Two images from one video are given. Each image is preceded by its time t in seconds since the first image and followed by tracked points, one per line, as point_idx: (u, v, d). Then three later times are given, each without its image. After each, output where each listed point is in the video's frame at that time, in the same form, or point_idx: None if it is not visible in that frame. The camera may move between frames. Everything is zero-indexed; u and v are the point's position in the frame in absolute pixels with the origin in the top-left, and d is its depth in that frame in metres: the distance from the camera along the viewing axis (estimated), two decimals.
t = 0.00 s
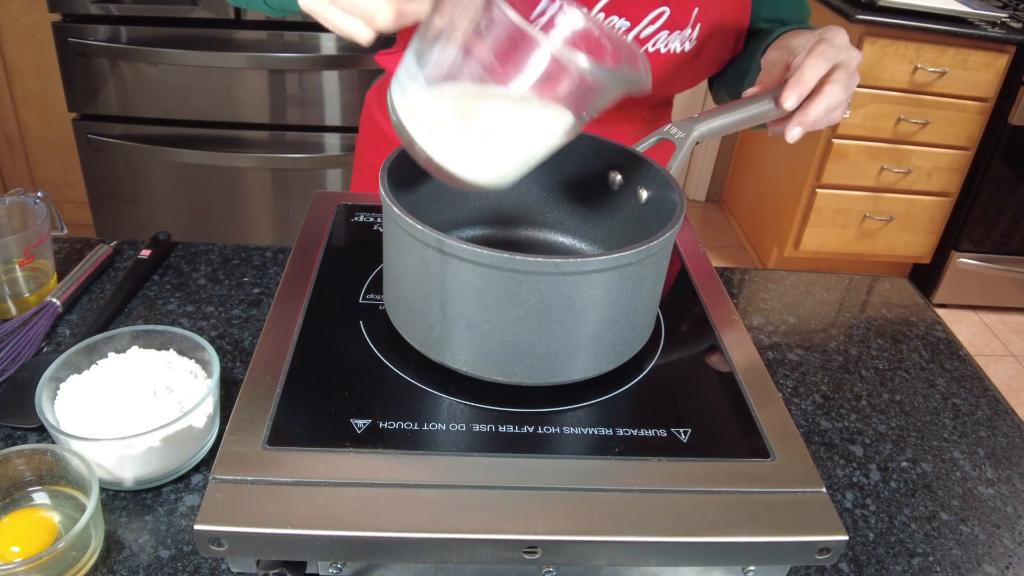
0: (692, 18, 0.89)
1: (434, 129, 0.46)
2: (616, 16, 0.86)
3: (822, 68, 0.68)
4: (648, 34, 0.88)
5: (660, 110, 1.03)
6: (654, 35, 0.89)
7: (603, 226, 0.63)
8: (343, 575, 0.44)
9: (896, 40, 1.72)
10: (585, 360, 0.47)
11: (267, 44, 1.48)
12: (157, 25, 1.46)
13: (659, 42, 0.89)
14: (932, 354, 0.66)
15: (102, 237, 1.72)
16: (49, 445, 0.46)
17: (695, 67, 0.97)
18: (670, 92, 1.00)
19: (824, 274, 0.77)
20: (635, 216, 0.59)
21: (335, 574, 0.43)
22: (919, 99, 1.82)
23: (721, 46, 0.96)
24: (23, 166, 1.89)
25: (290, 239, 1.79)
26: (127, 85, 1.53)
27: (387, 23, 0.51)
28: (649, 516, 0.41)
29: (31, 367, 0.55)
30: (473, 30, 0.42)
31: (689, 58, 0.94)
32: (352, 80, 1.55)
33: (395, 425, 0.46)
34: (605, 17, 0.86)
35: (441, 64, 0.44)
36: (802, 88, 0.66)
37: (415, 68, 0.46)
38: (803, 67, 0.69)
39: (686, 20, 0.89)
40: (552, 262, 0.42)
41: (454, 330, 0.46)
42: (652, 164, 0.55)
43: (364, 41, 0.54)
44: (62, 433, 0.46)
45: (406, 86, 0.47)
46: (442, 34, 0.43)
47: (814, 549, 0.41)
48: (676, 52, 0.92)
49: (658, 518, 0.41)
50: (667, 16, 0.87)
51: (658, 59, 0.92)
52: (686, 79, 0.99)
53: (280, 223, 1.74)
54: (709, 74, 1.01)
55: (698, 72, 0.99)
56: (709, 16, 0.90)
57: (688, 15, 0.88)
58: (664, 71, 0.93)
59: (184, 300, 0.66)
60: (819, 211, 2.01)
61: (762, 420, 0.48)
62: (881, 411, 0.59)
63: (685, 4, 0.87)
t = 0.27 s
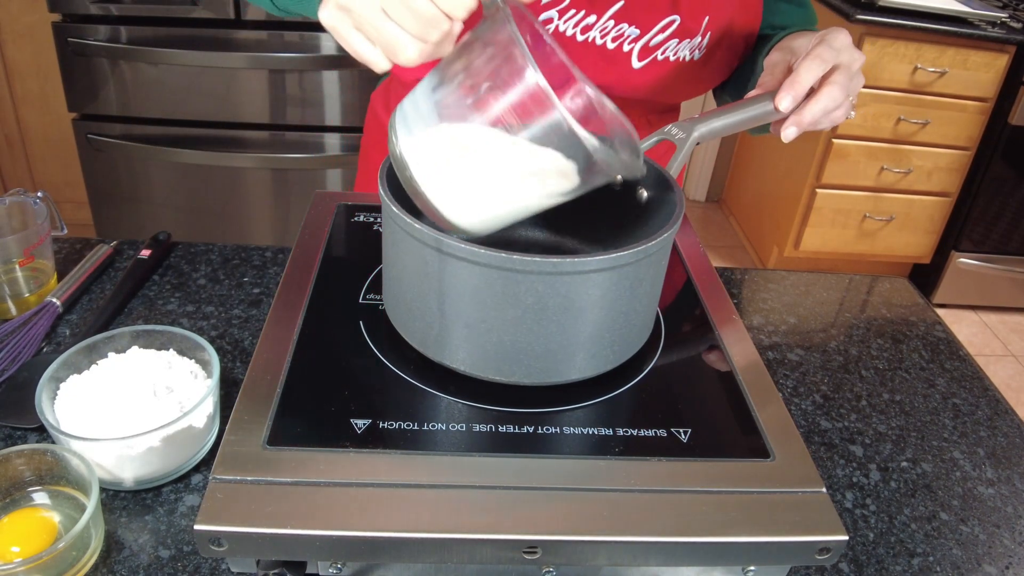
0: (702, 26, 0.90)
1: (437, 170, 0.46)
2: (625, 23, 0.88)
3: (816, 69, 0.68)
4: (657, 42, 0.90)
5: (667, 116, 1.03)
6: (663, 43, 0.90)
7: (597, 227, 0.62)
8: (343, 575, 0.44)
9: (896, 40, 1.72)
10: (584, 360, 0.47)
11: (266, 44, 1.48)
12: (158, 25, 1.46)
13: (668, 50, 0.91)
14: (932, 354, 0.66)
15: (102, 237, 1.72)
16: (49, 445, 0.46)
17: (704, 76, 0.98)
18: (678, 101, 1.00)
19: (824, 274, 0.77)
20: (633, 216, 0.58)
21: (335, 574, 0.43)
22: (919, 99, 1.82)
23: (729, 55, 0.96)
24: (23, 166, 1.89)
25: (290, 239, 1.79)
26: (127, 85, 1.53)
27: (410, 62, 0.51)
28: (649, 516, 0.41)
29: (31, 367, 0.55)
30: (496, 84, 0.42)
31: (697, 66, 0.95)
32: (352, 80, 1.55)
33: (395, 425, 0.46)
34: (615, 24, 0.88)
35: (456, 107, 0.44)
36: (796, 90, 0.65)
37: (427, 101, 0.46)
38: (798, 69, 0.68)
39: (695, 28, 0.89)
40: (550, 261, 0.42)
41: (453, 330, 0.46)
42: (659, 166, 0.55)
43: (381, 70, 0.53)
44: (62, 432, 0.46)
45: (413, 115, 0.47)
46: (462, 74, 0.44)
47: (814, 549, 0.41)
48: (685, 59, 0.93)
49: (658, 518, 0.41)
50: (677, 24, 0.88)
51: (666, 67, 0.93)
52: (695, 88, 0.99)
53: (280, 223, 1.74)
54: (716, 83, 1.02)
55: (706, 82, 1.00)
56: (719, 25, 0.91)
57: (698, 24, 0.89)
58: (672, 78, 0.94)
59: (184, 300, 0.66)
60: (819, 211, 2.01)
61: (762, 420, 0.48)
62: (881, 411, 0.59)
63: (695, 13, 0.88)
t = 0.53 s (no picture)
0: (706, 31, 0.90)
1: (450, 187, 0.44)
2: (629, 28, 0.89)
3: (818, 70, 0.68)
4: (660, 46, 0.90)
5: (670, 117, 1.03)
6: (667, 47, 0.90)
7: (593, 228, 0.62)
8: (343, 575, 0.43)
9: (896, 40, 1.72)
10: (583, 360, 0.47)
11: (266, 43, 1.47)
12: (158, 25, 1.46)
13: (672, 54, 0.91)
14: (932, 354, 0.66)
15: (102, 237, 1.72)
16: (49, 445, 0.46)
17: (708, 78, 0.98)
18: (682, 103, 1.00)
19: (824, 274, 0.77)
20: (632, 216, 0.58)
21: (335, 574, 0.43)
22: (919, 99, 1.82)
23: (733, 59, 0.96)
24: (23, 166, 1.89)
25: (291, 239, 1.79)
26: (127, 85, 1.53)
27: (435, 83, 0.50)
28: (649, 516, 0.41)
29: (31, 367, 0.55)
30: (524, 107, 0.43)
31: (701, 70, 0.95)
32: (352, 80, 1.55)
33: (395, 425, 0.46)
34: (619, 28, 0.89)
35: (475, 126, 0.43)
36: (797, 90, 0.65)
37: (442, 119, 0.45)
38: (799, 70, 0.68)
39: (700, 33, 0.90)
40: (549, 261, 0.42)
41: (453, 330, 0.46)
42: (646, 160, 0.56)
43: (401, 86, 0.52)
44: (62, 433, 0.46)
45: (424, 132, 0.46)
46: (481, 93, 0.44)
47: (814, 549, 0.41)
48: (688, 64, 0.93)
49: (659, 518, 0.41)
50: (682, 29, 0.89)
51: (670, 71, 0.93)
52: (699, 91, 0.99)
53: (280, 223, 1.74)
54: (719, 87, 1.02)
55: (710, 85, 1.00)
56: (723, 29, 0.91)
57: (702, 28, 0.89)
58: (675, 82, 0.94)
59: (184, 300, 0.66)
60: (819, 211, 2.01)
61: (762, 420, 0.48)
62: (881, 411, 0.59)
63: (700, 17, 0.88)
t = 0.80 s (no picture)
0: (708, 32, 0.89)
1: (457, 184, 0.44)
2: (631, 28, 0.89)
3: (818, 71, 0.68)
4: (663, 47, 0.90)
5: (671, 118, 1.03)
6: (669, 48, 0.90)
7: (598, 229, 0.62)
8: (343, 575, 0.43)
9: (896, 40, 1.72)
10: (583, 360, 0.47)
11: (266, 43, 1.47)
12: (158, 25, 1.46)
13: (673, 55, 0.91)
14: (932, 354, 0.66)
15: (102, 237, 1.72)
16: (49, 445, 0.46)
17: (709, 79, 0.98)
18: (683, 105, 1.00)
19: (824, 274, 0.77)
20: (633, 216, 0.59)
21: (335, 574, 0.43)
22: (919, 99, 1.82)
23: (735, 60, 0.96)
24: (23, 166, 1.89)
25: (291, 239, 1.79)
26: (127, 85, 1.53)
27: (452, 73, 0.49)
28: (649, 516, 0.41)
29: (31, 367, 0.55)
30: (545, 110, 0.45)
31: (703, 71, 0.95)
32: (352, 80, 1.55)
33: (395, 425, 0.46)
34: (620, 28, 0.89)
35: (488, 126, 0.45)
36: (797, 91, 0.65)
37: (452, 116, 0.45)
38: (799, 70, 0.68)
39: (701, 34, 0.89)
40: (548, 261, 0.42)
41: (453, 329, 0.46)
42: (646, 159, 0.56)
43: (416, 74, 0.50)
44: (62, 433, 0.46)
45: (431, 126, 0.45)
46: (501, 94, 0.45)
47: (814, 549, 0.41)
48: (689, 64, 0.93)
49: (658, 518, 0.41)
50: (683, 29, 0.88)
51: (671, 72, 0.93)
52: (700, 92, 0.99)
53: (281, 223, 1.74)
54: (719, 88, 1.02)
55: (711, 87, 1.00)
56: (724, 30, 0.91)
57: (704, 29, 0.89)
58: (675, 84, 0.94)
59: (184, 300, 0.66)
60: (819, 211, 2.01)
61: (762, 420, 0.48)
62: (881, 411, 0.59)
63: (702, 18, 0.88)
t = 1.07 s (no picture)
0: (708, 31, 0.89)
1: (456, 163, 0.45)
2: (630, 26, 0.89)
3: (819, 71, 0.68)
4: (661, 45, 0.90)
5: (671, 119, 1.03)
6: (668, 46, 0.90)
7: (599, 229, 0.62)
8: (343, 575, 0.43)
9: (896, 40, 1.72)
10: (583, 360, 0.47)
11: (266, 43, 1.47)
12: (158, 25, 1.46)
13: (672, 53, 0.91)
14: (932, 354, 0.66)
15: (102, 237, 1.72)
16: (49, 445, 0.46)
17: (710, 79, 0.98)
18: (683, 105, 1.00)
19: (824, 274, 0.77)
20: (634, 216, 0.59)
21: (335, 575, 0.43)
22: (919, 99, 1.82)
23: (735, 60, 0.96)
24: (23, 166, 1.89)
25: (291, 239, 1.79)
26: (127, 85, 1.53)
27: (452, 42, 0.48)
28: (648, 516, 0.41)
29: (31, 367, 0.55)
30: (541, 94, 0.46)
31: (703, 70, 0.95)
32: (352, 80, 1.55)
33: (395, 425, 0.46)
34: (620, 26, 0.89)
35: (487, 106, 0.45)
36: (797, 91, 0.65)
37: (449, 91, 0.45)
38: (800, 70, 0.68)
39: (701, 32, 0.89)
40: (548, 261, 0.42)
41: (453, 329, 0.46)
42: (646, 160, 0.56)
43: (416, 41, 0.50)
44: (62, 432, 0.46)
45: (426, 100, 0.45)
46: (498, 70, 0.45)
47: (814, 549, 0.41)
48: (690, 63, 0.93)
49: (658, 518, 0.41)
50: (683, 27, 0.89)
51: (671, 71, 0.93)
52: (700, 92, 0.99)
53: (281, 223, 1.74)
54: (719, 88, 1.02)
55: (711, 87, 1.00)
56: (724, 30, 0.91)
57: (704, 28, 0.89)
58: (675, 83, 0.94)
59: (184, 300, 0.66)
60: (819, 211, 2.01)
61: (762, 420, 0.48)
62: (881, 411, 0.59)
63: (701, 17, 0.88)
